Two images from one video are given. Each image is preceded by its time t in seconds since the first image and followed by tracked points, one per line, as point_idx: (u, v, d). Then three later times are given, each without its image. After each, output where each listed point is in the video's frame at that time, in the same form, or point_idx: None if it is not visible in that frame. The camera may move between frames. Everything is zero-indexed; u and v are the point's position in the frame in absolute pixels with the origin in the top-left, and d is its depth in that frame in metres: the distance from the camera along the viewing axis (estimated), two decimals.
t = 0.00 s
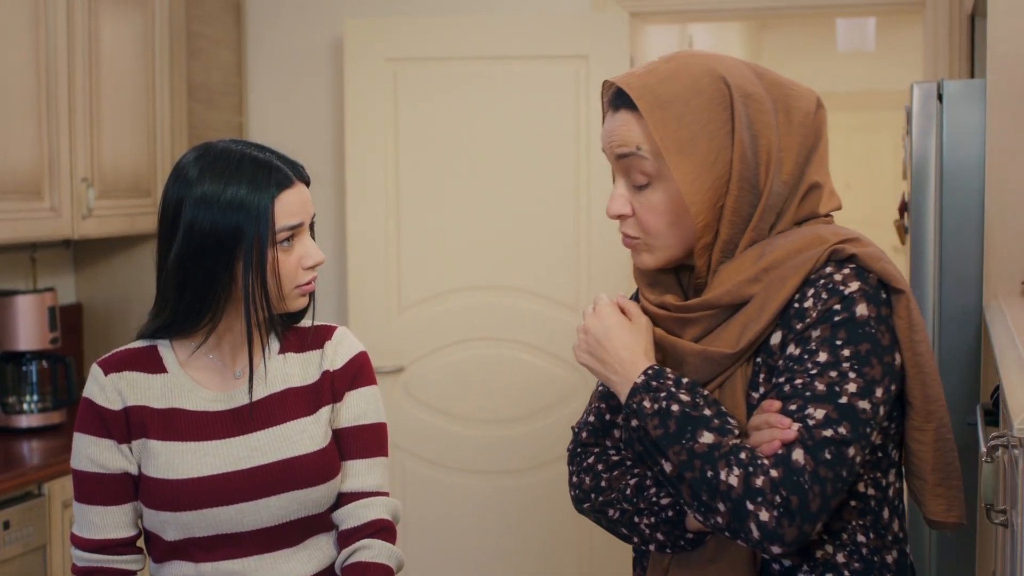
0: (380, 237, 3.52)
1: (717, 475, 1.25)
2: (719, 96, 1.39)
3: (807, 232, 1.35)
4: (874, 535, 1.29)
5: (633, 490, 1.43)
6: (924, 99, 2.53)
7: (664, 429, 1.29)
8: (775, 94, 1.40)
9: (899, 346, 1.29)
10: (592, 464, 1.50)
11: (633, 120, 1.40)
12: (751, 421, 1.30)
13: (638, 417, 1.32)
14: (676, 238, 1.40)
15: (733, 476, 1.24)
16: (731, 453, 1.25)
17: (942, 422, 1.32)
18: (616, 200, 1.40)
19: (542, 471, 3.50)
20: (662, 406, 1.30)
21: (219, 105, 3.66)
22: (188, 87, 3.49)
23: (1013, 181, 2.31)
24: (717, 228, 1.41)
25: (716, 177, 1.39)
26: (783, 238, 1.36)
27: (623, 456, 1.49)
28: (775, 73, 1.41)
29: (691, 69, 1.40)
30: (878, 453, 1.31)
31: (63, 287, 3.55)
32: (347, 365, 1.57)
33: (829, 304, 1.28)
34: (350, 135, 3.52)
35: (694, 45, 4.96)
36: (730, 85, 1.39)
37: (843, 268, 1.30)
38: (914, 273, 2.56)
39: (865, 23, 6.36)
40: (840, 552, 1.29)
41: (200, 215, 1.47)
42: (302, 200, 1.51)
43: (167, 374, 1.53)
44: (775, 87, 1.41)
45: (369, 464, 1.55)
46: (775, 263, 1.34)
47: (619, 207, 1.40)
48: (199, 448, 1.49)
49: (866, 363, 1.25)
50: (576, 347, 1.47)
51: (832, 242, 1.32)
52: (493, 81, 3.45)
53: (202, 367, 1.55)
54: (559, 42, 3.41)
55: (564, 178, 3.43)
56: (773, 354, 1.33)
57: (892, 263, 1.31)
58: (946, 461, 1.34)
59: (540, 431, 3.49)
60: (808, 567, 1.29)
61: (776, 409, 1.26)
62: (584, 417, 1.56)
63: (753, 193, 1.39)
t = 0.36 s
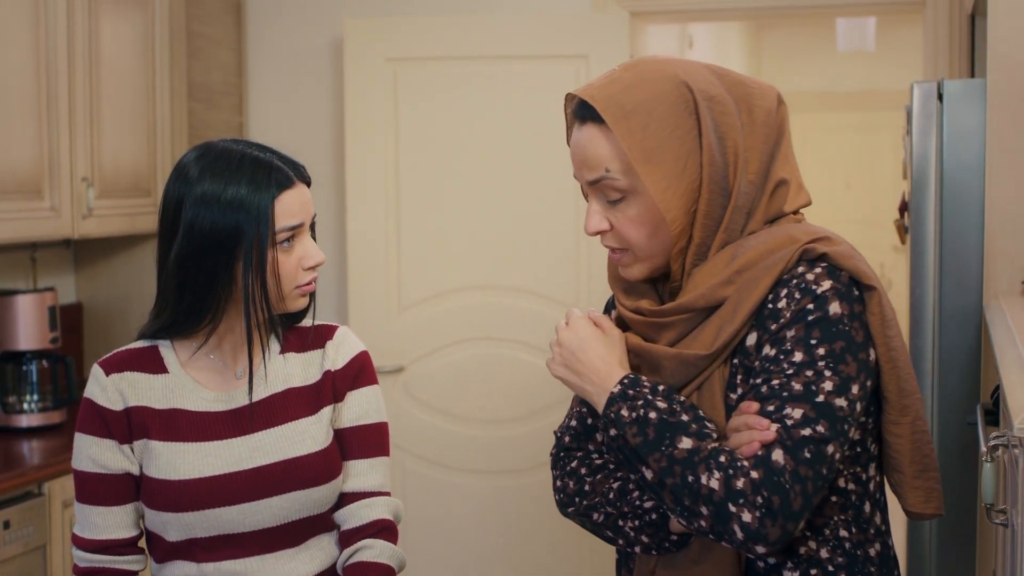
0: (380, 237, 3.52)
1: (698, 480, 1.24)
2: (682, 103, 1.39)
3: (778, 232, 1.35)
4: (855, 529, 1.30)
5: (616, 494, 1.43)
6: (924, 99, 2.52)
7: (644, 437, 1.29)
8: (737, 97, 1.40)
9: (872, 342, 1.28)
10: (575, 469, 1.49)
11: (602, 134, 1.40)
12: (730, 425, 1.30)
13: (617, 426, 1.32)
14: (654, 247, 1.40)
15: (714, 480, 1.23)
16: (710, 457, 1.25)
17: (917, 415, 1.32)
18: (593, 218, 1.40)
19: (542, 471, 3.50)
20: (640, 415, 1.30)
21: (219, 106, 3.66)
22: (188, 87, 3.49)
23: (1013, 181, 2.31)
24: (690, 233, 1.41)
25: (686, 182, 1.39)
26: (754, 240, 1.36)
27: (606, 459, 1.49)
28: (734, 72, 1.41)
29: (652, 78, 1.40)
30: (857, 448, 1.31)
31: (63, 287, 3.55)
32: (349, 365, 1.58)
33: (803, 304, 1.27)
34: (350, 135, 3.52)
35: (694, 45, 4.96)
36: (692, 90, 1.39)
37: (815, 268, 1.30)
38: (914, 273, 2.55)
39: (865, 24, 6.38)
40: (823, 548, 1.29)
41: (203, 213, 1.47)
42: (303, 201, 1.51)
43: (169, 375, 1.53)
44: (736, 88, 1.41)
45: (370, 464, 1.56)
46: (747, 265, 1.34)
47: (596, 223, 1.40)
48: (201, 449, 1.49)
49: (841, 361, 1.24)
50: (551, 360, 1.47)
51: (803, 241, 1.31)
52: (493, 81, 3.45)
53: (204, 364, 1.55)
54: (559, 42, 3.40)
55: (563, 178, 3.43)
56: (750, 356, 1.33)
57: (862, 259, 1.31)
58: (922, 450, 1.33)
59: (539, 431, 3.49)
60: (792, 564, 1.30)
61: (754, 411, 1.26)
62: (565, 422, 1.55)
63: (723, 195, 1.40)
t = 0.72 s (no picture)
0: (379, 235, 3.52)
1: (679, 475, 1.24)
2: (664, 105, 1.39)
3: (765, 231, 1.34)
4: (841, 526, 1.30)
5: (603, 489, 1.44)
6: (924, 97, 2.52)
7: (627, 433, 1.28)
8: (720, 98, 1.40)
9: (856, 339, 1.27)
10: (567, 464, 1.50)
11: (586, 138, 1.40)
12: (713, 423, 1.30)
13: (601, 422, 1.32)
14: (640, 246, 1.40)
15: (695, 476, 1.23)
16: (692, 453, 1.24)
17: (902, 413, 1.32)
18: (579, 217, 1.41)
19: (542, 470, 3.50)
20: (624, 411, 1.30)
21: (219, 104, 3.66)
22: (188, 86, 3.49)
23: (1013, 180, 2.31)
24: (674, 232, 1.41)
25: (667, 182, 1.39)
26: (740, 238, 1.36)
27: (597, 454, 1.49)
28: (721, 69, 1.41)
29: (633, 80, 1.40)
30: (842, 446, 1.31)
31: (63, 285, 3.55)
32: (350, 363, 1.58)
33: (786, 302, 1.27)
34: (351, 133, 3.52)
35: (694, 44, 4.96)
36: (672, 92, 1.39)
37: (799, 266, 1.29)
38: (914, 271, 2.56)
39: (865, 22, 6.44)
40: (807, 544, 1.29)
41: (200, 211, 1.47)
42: (301, 202, 1.50)
43: (170, 373, 1.53)
44: (719, 87, 1.41)
45: (372, 462, 1.56)
46: (733, 263, 1.33)
47: (583, 223, 1.41)
48: (201, 446, 1.49)
49: (824, 358, 1.24)
50: (539, 358, 1.46)
51: (786, 240, 1.31)
52: (493, 80, 3.45)
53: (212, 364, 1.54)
54: (559, 41, 3.40)
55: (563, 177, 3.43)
56: (734, 353, 1.32)
57: (848, 257, 1.30)
58: (907, 447, 1.33)
59: (539, 430, 3.50)
60: (777, 559, 1.30)
61: (737, 408, 1.25)
62: (558, 417, 1.56)
63: (706, 194, 1.40)
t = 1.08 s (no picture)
0: (380, 232, 3.52)
1: (668, 470, 1.24)
2: (663, 100, 1.39)
3: (767, 229, 1.34)
4: (834, 527, 1.30)
5: (600, 483, 1.44)
6: (924, 95, 2.54)
7: (619, 426, 1.28)
8: (722, 97, 1.40)
9: (853, 340, 1.27)
10: (567, 455, 1.50)
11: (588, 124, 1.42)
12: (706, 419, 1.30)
13: (595, 415, 1.32)
14: (631, 240, 1.42)
15: (683, 471, 1.23)
16: (681, 449, 1.24)
17: (899, 415, 1.32)
18: (579, 205, 1.44)
19: (542, 468, 3.50)
20: (617, 405, 1.30)
21: (219, 101, 3.65)
22: (189, 83, 3.48)
23: (1014, 178, 2.31)
24: (671, 228, 1.41)
25: (664, 178, 1.39)
26: (743, 236, 1.36)
27: (596, 446, 1.49)
28: (729, 67, 1.41)
29: (635, 74, 1.41)
30: (838, 447, 1.31)
31: (63, 282, 3.55)
32: (351, 360, 1.58)
33: (782, 301, 1.27)
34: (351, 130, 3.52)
35: (694, 41, 4.95)
36: (672, 88, 1.39)
37: (798, 265, 1.29)
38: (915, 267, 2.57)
39: (866, 19, 6.40)
40: (799, 544, 1.29)
41: (199, 208, 1.47)
42: (301, 201, 1.50)
43: (170, 369, 1.53)
44: (723, 85, 1.40)
45: (373, 458, 1.56)
46: (733, 261, 1.34)
47: (581, 210, 1.44)
48: (202, 442, 1.49)
49: (819, 358, 1.23)
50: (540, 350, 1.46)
51: (787, 238, 1.31)
52: (493, 77, 3.45)
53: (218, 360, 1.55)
54: (560, 39, 3.40)
55: (563, 174, 3.43)
56: (730, 351, 1.32)
57: (848, 258, 1.30)
58: (904, 453, 1.33)
59: (538, 427, 3.50)
60: (768, 558, 1.30)
61: (730, 405, 1.25)
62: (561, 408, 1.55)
63: (703, 192, 1.39)
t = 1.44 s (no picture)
0: (380, 229, 3.52)
1: (658, 459, 1.25)
2: (666, 88, 1.39)
3: (768, 224, 1.34)
4: (830, 525, 1.30)
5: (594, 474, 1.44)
6: (926, 90, 2.54)
7: (608, 417, 1.30)
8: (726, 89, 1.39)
9: (853, 337, 1.27)
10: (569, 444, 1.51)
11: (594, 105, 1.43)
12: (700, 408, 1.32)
13: (584, 408, 1.33)
14: (633, 227, 1.41)
15: (673, 460, 1.24)
16: (670, 438, 1.25)
17: (899, 413, 1.31)
18: (584, 196, 1.43)
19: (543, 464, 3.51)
20: (606, 396, 1.31)
21: (220, 97, 3.66)
22: (189, 79, 3.48)
23: (1015, 173, 2.31)
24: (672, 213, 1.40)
25: (665, 163, 1.39)
26: (746, 228, 1.36)
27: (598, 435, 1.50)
28: (734, 60, 1.42)
29: (641, 61, 1.42)
30: (836, 444, 1.31)
31: (64, 278, 3.55)
32: (353, 356, 1.58)
33: (780, 294, 1.27)
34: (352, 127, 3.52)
35: (695, 37, 4.95)
36: (674, 75, 1.39)
37: (798, 259, 1.29)
38: (915, 264, 2.57)
39: (866, 15, 6.41)
40: (796, 541, 1.29)
41: (190, 196, 1.45)
42: (275, 227, 1.44)
43: (170, 362, 1.53)
44: (727, 79, 1.41)
45: (375, 453, 1.56)
46: (736, 254, 1.33)
47: (586, 202, 1.43)
48: (203, 434, 1.49)
49: (815, 352, 1.23)
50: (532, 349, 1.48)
51: (790, 232, 1.31)
52: (494, 74, 3.44)
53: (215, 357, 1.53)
54: (561, 34, 3.40)
55: (564, 170, 3.42)
56: (730, 343, 1.32)
57: (848, 251, 1.29)
58: (904, 453, 1.32)
59: (539, 424, 3.50)
60: (765, 555, 1.30)
61: (723, 399, 1.25)
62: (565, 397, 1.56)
63: (703, 178, 1.39)
